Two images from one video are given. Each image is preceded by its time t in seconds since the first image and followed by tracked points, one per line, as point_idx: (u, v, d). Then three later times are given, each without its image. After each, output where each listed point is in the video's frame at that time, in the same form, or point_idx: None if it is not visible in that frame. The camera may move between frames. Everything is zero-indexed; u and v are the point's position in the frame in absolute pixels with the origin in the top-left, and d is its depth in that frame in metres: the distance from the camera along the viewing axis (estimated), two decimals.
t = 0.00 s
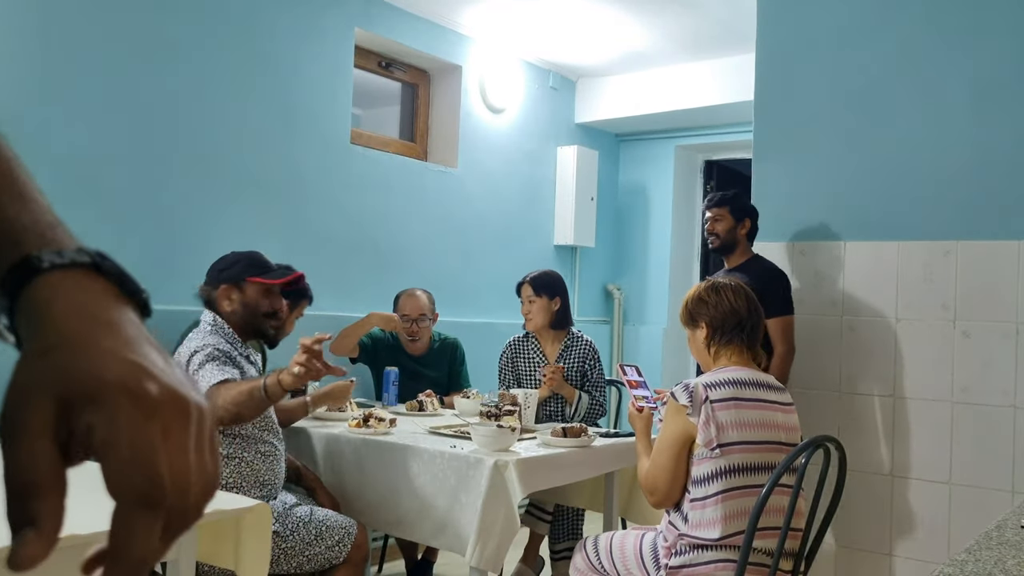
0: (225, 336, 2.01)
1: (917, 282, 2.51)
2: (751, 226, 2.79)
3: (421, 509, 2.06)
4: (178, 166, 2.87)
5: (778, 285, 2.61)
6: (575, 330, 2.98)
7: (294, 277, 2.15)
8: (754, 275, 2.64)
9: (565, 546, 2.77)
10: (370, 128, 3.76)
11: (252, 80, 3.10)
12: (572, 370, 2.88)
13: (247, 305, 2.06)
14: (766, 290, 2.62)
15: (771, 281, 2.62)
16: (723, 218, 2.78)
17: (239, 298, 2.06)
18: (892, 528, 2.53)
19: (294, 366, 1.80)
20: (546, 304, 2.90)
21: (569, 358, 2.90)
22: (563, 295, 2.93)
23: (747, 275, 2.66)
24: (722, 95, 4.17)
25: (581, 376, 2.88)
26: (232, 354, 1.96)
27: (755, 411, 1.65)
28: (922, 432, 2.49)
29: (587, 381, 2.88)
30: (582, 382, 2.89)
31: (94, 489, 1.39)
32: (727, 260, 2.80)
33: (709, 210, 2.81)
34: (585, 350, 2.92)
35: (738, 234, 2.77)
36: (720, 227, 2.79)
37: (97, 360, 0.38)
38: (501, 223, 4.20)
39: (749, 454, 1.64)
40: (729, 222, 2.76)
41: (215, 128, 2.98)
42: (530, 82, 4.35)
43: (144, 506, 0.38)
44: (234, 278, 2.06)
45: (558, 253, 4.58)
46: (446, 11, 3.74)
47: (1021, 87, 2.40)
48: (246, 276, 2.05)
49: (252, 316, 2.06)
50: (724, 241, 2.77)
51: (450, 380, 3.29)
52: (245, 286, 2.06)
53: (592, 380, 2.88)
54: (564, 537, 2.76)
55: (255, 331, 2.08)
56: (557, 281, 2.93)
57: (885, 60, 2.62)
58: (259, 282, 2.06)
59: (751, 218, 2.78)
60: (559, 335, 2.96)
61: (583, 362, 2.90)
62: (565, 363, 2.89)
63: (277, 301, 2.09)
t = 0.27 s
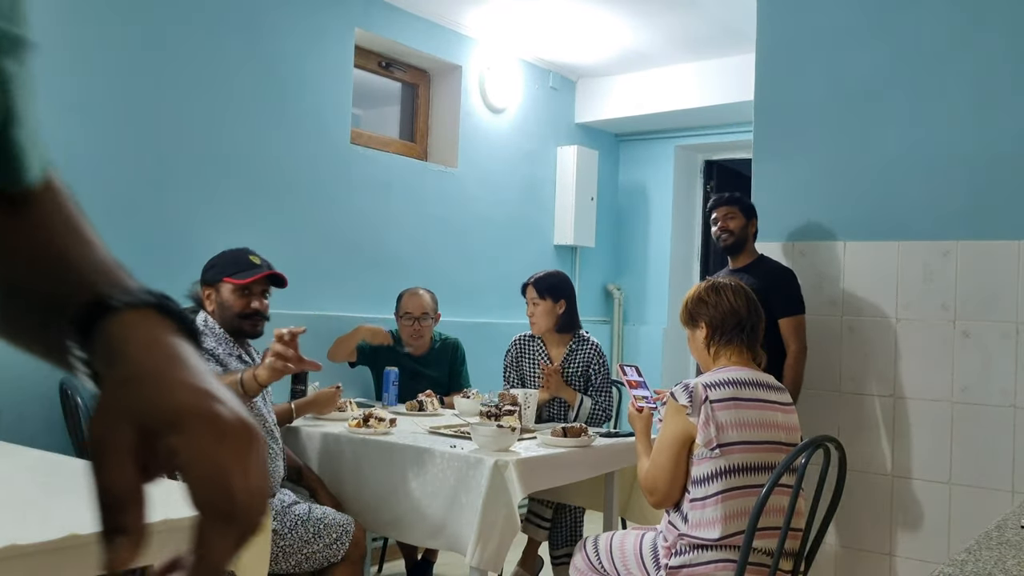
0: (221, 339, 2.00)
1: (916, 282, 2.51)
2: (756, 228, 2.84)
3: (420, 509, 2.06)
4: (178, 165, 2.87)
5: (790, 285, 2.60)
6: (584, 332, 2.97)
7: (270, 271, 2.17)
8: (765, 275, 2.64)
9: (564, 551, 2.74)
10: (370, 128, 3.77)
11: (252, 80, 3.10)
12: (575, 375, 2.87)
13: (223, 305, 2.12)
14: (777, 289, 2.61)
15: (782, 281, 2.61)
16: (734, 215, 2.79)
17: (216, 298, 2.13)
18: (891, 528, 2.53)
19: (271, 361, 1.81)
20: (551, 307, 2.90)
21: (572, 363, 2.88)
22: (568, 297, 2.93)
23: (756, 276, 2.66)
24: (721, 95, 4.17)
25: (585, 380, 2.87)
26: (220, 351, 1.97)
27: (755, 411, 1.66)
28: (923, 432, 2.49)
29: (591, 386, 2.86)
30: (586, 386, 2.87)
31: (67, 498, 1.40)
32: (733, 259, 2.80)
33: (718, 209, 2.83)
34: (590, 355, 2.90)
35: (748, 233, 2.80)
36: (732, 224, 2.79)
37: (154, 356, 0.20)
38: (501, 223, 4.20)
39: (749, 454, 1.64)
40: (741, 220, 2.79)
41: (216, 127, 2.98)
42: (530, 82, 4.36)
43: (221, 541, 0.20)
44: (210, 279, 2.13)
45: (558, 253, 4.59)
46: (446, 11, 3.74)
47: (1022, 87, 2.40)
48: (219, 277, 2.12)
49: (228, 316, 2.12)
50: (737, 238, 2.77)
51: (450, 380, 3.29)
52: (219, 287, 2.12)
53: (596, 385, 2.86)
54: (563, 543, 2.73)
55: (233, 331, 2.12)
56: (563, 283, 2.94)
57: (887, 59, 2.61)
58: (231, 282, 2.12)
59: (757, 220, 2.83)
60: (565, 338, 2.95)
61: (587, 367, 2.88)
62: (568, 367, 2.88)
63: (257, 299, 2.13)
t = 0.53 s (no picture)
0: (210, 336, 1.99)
1: (916, 282, 2.51)
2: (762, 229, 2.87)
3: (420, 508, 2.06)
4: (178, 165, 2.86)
5: (791, 285, 2.61)
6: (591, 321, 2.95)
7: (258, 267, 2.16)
8: (767, 276, 2.65)
9: (561, 554, 2.75)
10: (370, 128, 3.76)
11: (251, 80, 3.09)
12: (583, 367, 2.86)
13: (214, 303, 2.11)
14: (779, 290, 2.61)
15: (784, 282, 2.61)
16: (742, 216, 2.81)
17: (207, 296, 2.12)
18: (891, 528, 2.53)
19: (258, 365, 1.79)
20: (555, 298, 2.89)
21: (580, 355, 2.87)
22: (574, 289, 2.92)
23: (760, 276, 2.68)
24: (722, 95, 4.17)
25: (592, 372, 2.86)
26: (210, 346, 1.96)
27: (755, 411, 1.66)
28: (923, 432, 2.49)
29: (599, 377, 2.85)
30: (594, 378, 2.87)
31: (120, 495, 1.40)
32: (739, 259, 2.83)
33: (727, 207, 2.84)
34: (597, 347, 2.89)
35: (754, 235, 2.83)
36: (741, 223, 2.81)
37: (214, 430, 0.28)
38: (501, 223, 4.20)
39: (749, 454, 1.64)
40: (749, 221, 2.82)
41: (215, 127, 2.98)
42: (530, 82, 4.35)
43: None
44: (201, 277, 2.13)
45: (558, 253, 4.58)
46: (447, 11, 3.73)
47: (1021, 87, 2.40)
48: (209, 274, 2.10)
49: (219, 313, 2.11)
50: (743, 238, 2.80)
51: (451, 381, 3.29)
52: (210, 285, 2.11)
53: (604, 376, 2.85)
54: (559, 545, 2.74)
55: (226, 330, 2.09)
56: (568, 274, 2.94)
57: (886, 60, 2.62)
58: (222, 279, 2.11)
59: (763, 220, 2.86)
60: (572, 330, 2.94)
61: (595, 359, 2.87)
62: (577, 359, 2.87)
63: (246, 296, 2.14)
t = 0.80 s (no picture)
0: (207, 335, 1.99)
1: (916, 282, 2.51)
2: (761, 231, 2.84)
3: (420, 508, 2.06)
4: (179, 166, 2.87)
5: (793, 286, 2.60)
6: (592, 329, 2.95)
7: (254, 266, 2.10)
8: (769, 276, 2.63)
9: (544, 553, 2.73)
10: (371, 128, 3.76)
11: (251, 79, 3.09)
12: (581, 374, 2.86)
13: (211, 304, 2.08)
14: (781, 291, 2.61)
15: (786, 283, 2.61)
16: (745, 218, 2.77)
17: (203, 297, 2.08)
18: (890, 528, 2.53)
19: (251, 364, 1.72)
20: (560, 302, 2.88)
21: (578, 361, 2.88)
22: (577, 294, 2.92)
23: (762, 277, 2.66)
24: (722, 95, 4.17)
25: (590, 380, 2.86)
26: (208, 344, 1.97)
27: (756, 411, 1.66)
28: (923, 431, 2.49)
29: (597, 385, 2.86)
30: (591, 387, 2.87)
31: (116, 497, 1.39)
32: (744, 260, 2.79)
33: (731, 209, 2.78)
34: (596, 355, 2.89)
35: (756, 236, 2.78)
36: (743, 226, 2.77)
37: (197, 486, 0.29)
38: (501, 223, 4.20)
39: (750, 453, 1.64)
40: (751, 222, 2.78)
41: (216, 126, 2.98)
42: (530, 81, 4.35)
43: None
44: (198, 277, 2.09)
45: (558, 253, 4.58)
46: (447, 11, 3.73)
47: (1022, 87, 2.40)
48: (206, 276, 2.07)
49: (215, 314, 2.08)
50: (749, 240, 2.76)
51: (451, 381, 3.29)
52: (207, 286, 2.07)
53: (600, 385, 2.86)
54: (542, 544, 2.73)
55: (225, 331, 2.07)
56: (573, 280, 2.93)
57: (887, 59, 2.62)
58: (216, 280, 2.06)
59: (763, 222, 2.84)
60: (572, 335, 2.94)
61: (593, 367, 2.87)
62: (575, 365, 2.88)
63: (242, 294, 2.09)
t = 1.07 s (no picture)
0: (207, 336, 1.99)
1: (916, 282, 2.51)
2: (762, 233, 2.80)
3: (422, 508, 2.07)
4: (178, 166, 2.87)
5: (795, 287, 2.59)
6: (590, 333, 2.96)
7: (253, 266, 2.04)
8: (771, 277, 2.62)
9: (546, 550, 2.75)
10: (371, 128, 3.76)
11: (251, 80, 3.09)
12: (577, 372, 2.85)
13: (208, 304, 2.04)
14: (783, 291, 2.59)
15: (787, 283, 2.59)
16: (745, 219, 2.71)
17: (201, 297, 2.05)
18: (890, 528, 2.53)
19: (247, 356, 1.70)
20: (560, 304, 2.88)
21: (575, 360, 2.87)
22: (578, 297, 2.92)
23: (762, 277, 2.64)
24: (722, 95, 4.17)
25: (586, 379, 2.85)
26: (206, 344, 1.96)
27: (755, 410, 1.66)
28: (923, 431, 2.49)
29: (591, 384, 2.84)
30: (586, 385, 2.86)
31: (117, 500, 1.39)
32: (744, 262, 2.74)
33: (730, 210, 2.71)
34: (593, 354, 2.88)
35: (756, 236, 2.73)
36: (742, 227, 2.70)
37: None
38: (501, 223, 4.20)
39: (748, 452, 1.64)
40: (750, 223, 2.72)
41: (216, 126, 2.98)
42: (530, 81, 4.35)
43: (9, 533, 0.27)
44: (196, 277, 2.05)
45: (558, 253, 4.58)
46: (447, 11, 3.73)
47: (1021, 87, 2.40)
48: (204, 276, 2.03)
49: (213, 315, 2.04)
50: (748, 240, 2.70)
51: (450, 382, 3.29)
52: (205, 285, 2.04)
53: (596, 384, 2.84)
54: (546, 542, 2.75)
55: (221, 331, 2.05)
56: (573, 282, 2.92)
57: (886, 59, 2.62)
58: (214, 280, 2.02)
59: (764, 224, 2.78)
60: (571, 336, 2.94)
61: (590, 366, 2.86)
62: (572, 364, 2.87)
63: (240, 295, 2.05)
